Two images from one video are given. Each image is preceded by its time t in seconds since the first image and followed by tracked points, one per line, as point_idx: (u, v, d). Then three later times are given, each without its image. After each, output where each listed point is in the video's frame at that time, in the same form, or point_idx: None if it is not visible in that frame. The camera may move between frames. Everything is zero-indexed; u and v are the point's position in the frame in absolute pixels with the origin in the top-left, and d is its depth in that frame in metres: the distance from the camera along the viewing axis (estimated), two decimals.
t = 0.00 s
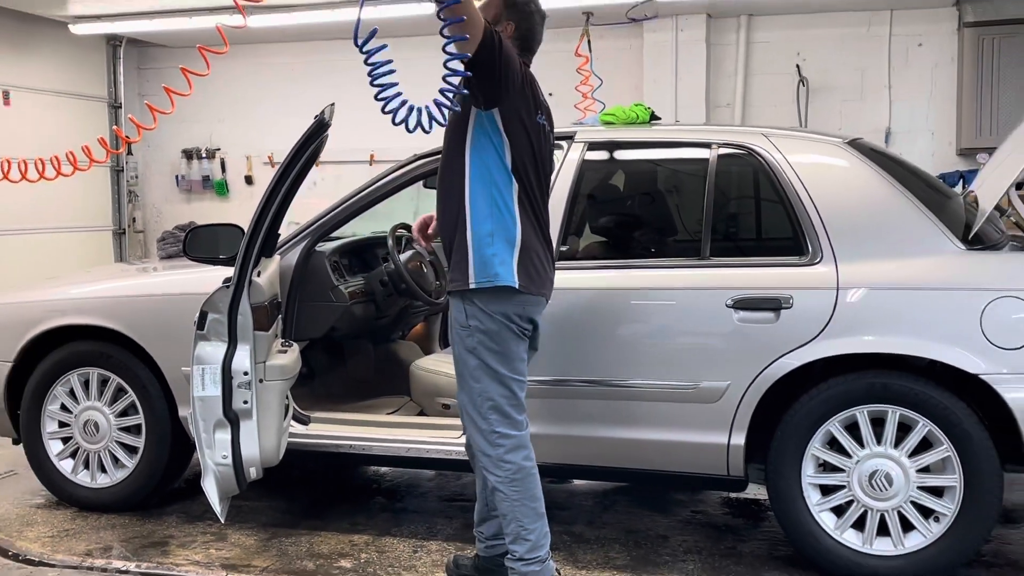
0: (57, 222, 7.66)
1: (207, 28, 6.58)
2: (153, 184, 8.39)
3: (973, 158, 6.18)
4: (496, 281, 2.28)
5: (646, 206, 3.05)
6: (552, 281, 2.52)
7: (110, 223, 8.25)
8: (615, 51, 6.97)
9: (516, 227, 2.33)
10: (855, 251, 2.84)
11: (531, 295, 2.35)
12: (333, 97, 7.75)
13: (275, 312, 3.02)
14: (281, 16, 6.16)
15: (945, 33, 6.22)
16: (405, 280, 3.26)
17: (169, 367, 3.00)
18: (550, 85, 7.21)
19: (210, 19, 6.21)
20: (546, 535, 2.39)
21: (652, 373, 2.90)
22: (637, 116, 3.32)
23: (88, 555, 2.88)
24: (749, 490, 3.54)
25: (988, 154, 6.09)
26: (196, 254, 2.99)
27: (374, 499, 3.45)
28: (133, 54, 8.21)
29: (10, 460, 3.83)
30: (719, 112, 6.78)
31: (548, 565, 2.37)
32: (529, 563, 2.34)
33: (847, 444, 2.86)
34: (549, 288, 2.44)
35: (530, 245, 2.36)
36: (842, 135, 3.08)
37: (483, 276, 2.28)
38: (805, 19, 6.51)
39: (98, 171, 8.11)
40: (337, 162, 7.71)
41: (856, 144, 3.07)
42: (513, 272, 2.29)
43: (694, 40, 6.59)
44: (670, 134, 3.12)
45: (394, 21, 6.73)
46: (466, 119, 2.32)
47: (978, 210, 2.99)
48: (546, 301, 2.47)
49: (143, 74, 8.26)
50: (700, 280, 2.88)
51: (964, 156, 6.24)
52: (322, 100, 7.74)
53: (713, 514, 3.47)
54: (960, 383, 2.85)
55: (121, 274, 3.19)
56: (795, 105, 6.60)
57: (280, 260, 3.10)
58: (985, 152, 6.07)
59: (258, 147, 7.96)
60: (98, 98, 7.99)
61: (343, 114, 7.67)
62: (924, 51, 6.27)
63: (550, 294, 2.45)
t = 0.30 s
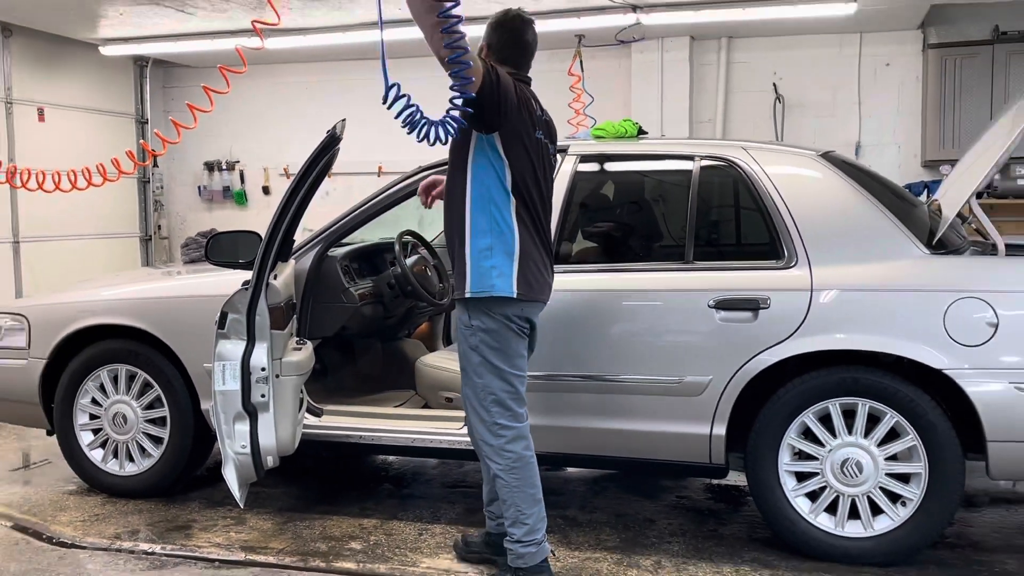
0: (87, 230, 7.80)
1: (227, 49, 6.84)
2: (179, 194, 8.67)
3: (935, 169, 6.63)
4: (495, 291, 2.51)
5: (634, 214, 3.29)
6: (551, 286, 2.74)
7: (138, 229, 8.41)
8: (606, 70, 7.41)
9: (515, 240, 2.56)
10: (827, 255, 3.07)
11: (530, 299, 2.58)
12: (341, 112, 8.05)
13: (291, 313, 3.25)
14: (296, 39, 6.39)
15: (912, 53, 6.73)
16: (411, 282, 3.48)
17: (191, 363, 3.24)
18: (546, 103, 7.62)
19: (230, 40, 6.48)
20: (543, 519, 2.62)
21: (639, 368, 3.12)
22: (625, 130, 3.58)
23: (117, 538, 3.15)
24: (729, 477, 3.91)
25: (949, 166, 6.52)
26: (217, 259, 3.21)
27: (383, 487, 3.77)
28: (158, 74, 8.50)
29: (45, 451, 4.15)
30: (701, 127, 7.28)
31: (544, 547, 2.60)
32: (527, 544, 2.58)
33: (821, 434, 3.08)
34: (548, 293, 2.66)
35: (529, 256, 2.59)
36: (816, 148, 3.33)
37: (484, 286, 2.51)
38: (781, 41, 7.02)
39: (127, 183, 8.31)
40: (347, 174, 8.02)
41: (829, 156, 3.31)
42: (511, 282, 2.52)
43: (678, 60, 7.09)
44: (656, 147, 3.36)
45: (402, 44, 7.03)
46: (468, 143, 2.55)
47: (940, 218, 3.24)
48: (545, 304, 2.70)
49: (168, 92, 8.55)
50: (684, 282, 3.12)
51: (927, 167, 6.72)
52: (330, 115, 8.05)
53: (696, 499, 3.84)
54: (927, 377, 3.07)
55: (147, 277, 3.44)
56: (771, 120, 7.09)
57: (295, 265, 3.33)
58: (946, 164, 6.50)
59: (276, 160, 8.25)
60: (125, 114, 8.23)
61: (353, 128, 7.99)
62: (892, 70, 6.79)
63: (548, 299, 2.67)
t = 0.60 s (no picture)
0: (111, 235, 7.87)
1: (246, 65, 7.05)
2: (196, 201, 8.86)
3: (909, 178, 6.80)
4: (485, 293, 2.72)
5: (625, 221, 3.49)
6: (546, 290, 2.91)
7: (158, 234, 8.54)
8: (598, 85, 7.60)
9: (506, 247, 2.76)
10: (806, 259, 3.27)
11: (525, 299, 2.78)
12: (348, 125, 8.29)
13: (302, 314, 3.45)
14: (307, 56, 6.62)
15: (886, 68, 6.95)
16: (415, 285, 3.68)
17: (208, 360, 3.46)
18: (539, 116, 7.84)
19: (246, 56, 6.71)
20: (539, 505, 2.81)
21: (630, 365, 3.32)
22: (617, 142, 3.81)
23: (139, 526, 3.37)
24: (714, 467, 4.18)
25: (921, 175, 6.68)
26: (233, 262, 3.42)
27: (389, 478, 4.02)
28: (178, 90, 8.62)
29: (72, 445, 4.49)
30: (688, 139, 7.47)
31: (540, 530, 2.79)
32: (524, 528, 2.77)
33: (801, 427, 3.27)
34: (541, 297, 2.85)
35: (521, 262, 2.78)
36: (796, 158, 3.54)
37: (476, 290, 2.73)
38: (763, 58, 7.23)
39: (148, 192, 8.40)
40: (356, 183, 8.23)
41: (808, 166, 3.52)
42: (501, 286, 2.73)
43: (666, 76, 7.30)
44: (647, 158, 3.57)
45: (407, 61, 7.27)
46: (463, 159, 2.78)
47: (913, 224, 3.44)
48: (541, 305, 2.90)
49: (188, 107, 8.64)
50: (672, 285, 3.31)
51: (901, 176, 6.90)
52: (337, 127, 8.28)
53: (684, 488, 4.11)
54: (901, 374, 3.25)
55: (166, 281, 3.67)
56: (755, 132, 7.31)
57: (307, 268, 3.54)
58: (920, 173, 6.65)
59: (288, 169, 8.46)
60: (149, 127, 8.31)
61: (361, 141, 8.23)
62: (867, 85, 7.01)
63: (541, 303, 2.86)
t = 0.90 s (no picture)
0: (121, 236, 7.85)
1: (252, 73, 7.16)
2: (206, 206, 8.97)
3: (895, 183, 6.93)
4: (486, 294, 2.86)
5: (620, 225, 3.60)
6: (552, 289, 3.01)
7: (168, 238, 8.57)
8: (594, 93, 7.72)
9: (506, 250, 2.89)
10: (795, 261, 3.38)
11: (526, 296, 2.89)
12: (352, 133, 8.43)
13: (308, 314, 3.56)
14: (313, 65, 6.74)
15: (872, 78, 7.09)
16: (417, 287, 3.80)
17: (217, 359, 3.58)
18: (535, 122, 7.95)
19: (253, 65, 6.83)
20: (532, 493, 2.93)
21: (625, 364, 3.44)
22: (611, 148, 3.95)
23: (150, 519, 3.49)
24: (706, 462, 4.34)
25: (907, 180, 6.80)
26: (242, 265, 3.55)
27: (392, 473, 4.15)
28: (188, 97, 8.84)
29: (85, 441, 4.65)
30: (681, 145, 7.60)
31: (532, 517, 2.91)
32: (515, 513, 2.89)
33: (790, 424, 3.38)
34: (543, 296, 2.95)
35: (521, 264, 2.89)
36: (785, 164, 3.66)
37: (478, 292, 2.88)
38: (754, 67, 7.35)
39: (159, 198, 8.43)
40: (360, 188, 8.36)
41: (797, 172, 3.64)
42: (502, 287, 2.85)
43: (660, 84, 7.40)
44: (642, 164, 3.69)
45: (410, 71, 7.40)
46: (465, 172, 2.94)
47: (898, 227, 3.56)
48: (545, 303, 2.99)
49: (197, 114, 8.89)
50: (665, 286, 3.42)
51: (887, 181, 7.03)
52: (340, 134, 8.42)
53: (678, 483, 4.25)
54: (888, 372, 3.36)
55: (176, 283, 3.81)
56: (745, 139, 7.43)
57: (313, 270, 3.68)
58: (905, 178, 6.78)
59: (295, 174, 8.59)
60: (158, 134, 8.35)
61: (364, 148, 8.36)
62: (854, 94, 7.14)
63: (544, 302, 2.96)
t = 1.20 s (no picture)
0: (131, 239, 7.96)
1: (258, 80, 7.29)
2: (214, 209, 9.11)
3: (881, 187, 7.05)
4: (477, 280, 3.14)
5: (616, 227, 3.72)
6: (544, 273, 3.21)
7: (179, 240, 8.68)
8: (589, 100, 7.84)
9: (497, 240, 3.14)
10: (785, 261, 3.49)
11: (515, 284, 3.12)
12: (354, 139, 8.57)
13: (313, 314, 3.68)
14: (319, 73, 6.87)
15: (859, 84, 7.21)
16: (419, 287, 3.93)
17: (226, 358, 3.70)
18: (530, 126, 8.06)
19: (260, 72, 6.96)
20: (513, 469, 3.17)
21: (620, 362, 3.55)
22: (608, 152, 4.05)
23: (161, 512, 3.60)
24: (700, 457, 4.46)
25: (894, 184, 6.93)
26: (249, 266, 3.65)
27: (394, 467, 4.27)
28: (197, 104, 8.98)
29: (97, 437, 4.77)
30: (674, 150, 7.73)
31: (512, 492, 3.14)
32: (495, 487, 3.14)
33: (780, 420, 3.49)
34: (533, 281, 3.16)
35: (510, 253, 3.13)
36: (775, 168, 3.78)
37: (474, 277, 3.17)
38: (743, 74, 7.47)
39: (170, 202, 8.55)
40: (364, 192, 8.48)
41: (786, 176, 3.76)
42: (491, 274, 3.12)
43: (653, 90, 7.53)
44: (637, 168, 3.80)
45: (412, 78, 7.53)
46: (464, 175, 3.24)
47: (884, 229, 3.69)
48: (539, 291, 3.20)
49: (206, 120, 9.05)
50: (659, 286, 3.54)
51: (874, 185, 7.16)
52: (342, 139, 8.55)
53: (672, 477, 4.37)
54: (875, 369, 3.47)
55: (186, 283, 3.93)
56: (737, 143, 7.55)
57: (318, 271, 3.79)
58: (892, 182, 6.90)
59: (300, 178, 8.71)
60: (168, 139, 8.48)
61: (367, 152, 8.49)
62: (842, 100, 7.26)
63: (534, 288, 3.17)
